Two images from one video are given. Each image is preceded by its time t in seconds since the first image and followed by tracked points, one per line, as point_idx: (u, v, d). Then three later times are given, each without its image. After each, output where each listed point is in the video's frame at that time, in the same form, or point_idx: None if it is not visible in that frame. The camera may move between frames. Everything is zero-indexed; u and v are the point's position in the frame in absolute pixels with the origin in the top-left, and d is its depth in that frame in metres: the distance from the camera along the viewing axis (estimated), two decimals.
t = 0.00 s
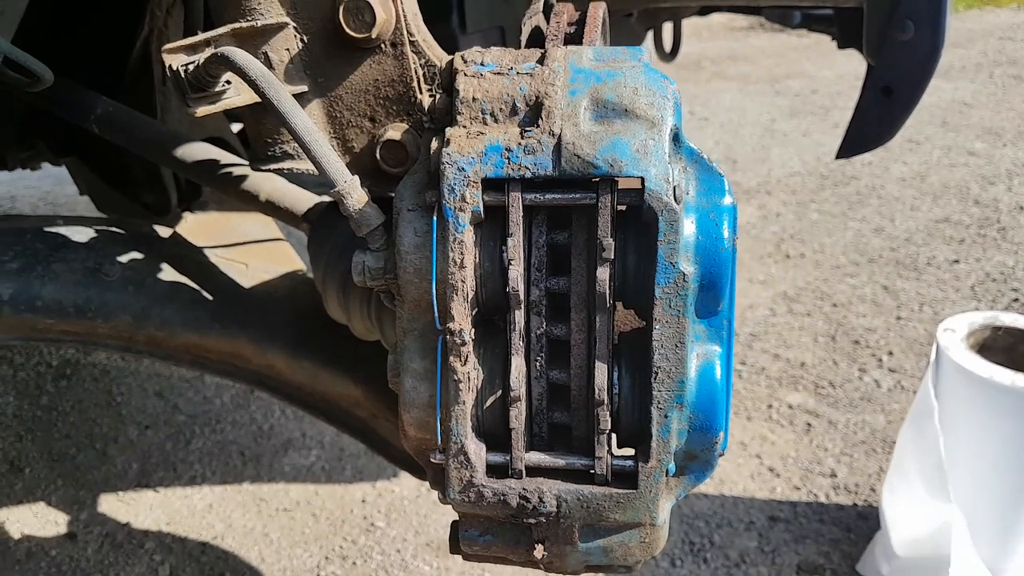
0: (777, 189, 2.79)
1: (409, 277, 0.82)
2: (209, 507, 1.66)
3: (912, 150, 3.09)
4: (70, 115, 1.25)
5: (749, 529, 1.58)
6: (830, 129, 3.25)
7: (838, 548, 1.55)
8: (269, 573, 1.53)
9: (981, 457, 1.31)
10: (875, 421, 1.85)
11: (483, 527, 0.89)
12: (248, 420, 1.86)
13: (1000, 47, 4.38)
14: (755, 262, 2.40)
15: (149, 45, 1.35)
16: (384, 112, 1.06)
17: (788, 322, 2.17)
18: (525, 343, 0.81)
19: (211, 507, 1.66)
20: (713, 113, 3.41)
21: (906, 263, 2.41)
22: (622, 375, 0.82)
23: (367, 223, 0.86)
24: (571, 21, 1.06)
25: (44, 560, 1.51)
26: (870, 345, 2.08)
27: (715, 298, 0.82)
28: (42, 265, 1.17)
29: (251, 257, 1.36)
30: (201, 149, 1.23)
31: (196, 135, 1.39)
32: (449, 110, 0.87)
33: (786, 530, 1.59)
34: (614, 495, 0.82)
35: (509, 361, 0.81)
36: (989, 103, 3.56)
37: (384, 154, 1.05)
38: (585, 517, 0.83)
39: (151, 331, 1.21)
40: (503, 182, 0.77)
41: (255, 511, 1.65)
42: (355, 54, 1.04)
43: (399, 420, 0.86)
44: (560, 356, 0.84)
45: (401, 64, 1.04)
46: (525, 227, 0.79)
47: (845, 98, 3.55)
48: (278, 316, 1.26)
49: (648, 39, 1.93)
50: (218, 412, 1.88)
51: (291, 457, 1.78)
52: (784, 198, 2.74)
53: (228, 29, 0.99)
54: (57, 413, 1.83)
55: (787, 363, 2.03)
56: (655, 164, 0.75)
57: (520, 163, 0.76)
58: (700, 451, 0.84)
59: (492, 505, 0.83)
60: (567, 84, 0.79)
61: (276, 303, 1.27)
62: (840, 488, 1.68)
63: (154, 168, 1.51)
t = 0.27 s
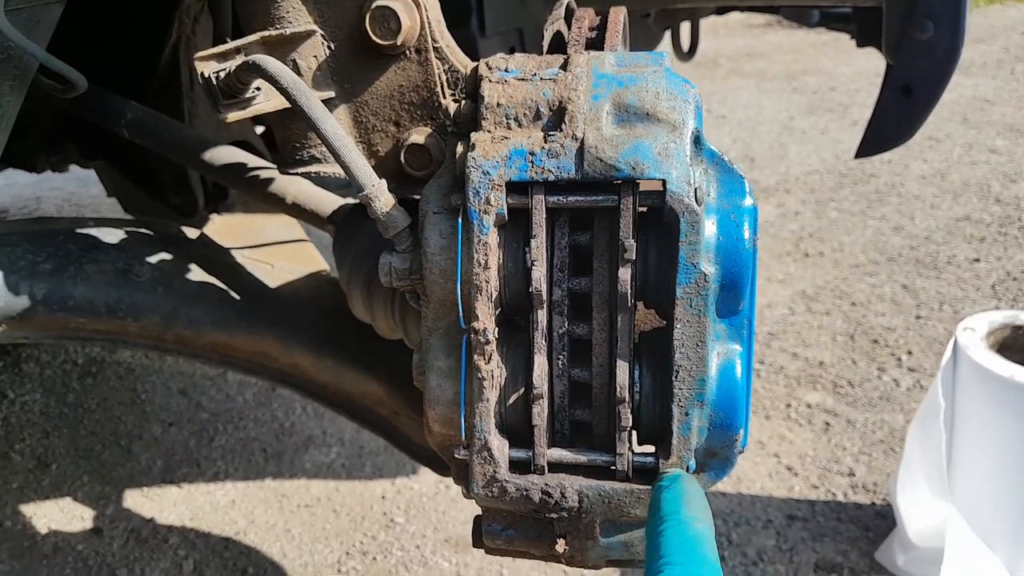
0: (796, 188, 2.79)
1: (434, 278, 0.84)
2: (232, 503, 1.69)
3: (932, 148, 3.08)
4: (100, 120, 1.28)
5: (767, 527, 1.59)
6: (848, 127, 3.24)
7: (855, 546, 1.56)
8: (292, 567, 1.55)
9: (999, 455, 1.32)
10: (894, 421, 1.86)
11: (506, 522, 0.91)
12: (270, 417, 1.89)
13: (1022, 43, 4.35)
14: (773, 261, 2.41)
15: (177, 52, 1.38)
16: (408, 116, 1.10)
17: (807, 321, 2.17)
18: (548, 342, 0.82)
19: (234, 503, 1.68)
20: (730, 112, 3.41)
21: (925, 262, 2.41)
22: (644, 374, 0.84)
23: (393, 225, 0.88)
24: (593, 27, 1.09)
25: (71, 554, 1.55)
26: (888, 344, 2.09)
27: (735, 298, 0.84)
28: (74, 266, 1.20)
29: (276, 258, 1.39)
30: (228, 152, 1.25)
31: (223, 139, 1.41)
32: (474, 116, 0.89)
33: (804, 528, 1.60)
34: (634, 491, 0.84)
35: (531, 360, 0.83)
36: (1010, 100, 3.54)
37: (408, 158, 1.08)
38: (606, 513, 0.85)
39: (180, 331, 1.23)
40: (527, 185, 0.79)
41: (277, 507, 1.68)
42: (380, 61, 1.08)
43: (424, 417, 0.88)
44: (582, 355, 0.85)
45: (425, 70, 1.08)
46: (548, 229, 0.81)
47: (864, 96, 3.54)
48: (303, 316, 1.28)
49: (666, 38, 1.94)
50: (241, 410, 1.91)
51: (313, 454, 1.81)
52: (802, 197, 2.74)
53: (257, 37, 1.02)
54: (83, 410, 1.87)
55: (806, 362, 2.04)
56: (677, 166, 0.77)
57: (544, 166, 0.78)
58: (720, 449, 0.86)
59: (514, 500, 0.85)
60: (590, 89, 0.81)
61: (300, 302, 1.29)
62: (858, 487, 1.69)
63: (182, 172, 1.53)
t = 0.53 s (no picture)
0: (809, 185, 2.79)
1: (445, 274, 0.85)
2: (247, 497, 1.70)
3: (947, 144, 3.07)
4: (117, 118, 1.30)
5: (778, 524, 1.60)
6: (863, 123, 3.23)
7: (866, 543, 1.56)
8: (305, 561, 1.57)
9: (1008, 451, 1.31)
10: (906, 418, 1.86)
11: (516, 515, 0.93)
12: (284, 412, 1.91)
13: None
14: (786, 258, 2.40)
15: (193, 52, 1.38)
16: (420, 115, 1.11)
17: (819, 318, 2.17)
18: (557, 338, 0.83)
19: (248, 497, 1.70)
20: (743, 108, 3.40)
21: (938, 259, 2.41)
22: (652, 369, 0.85)
23: (405, 223, 0.89)
24: (604, 26, 1.09)
25: (88, 547, 1.57)
26: (901, 342, 2.09)
27: (744, 295, 0.84)
28: (91, 262, 1.22)
29: (290, 254, 1.41)
30: (243, 150, 1.27)
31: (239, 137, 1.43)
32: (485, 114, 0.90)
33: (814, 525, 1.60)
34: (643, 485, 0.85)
35: (541, 356, 0.84)
36: None
37: (420, 155, 1.09)
38: (616, 507, 0.86)
39: (195, 326, 1.25)
40: (536, 182, 0.80)
41: (291, 501, 1.70)
42: (392, 61, 1.09)
43: (435, 412, 0.89)
44: (591, 351, 0.86)
45: (437, 69, 1.09)
46: (558, 226, 0.82)
47: (878, 92, 3.52)
48: (317, 312, 1.30)
49: (678, 35, 1.94)
50: (255, 405, 1.92)
51: (326, 449, 1.82)
52: (815, 194, 2.74)
53: (272, 37, 1.03)
54: (99, 404, 1.89)
55: (818, 359, 2.04)
56: (685, 163, 0.77)
57: (553, 164, 0.79)
58: (729, 444, 0.87)
59: (524, 494, 0.86)
60: (599, 88, 0.82)
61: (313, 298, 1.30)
62: (869, 484, 1.69)
63: (196, 170, 1.55)
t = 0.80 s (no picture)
0: (822, 184, 2.77)
1: (457, 269, 0.84)
2: (256, 492, 1.70)
3: (961, 144, 3.05)
4: (128, 112, 1.29)
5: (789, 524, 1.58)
6: (876, 123, 3.21)
7: (878, 545, 1.55)
8: (314, 556, 1.57)
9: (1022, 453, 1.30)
10: (918, 419, 1.84)
11: (527, 512, 0.92)
12: (294, 408, 1.90)
13: None
14: (798, 257, 2.39)
15: (205, 45, 1.39)
16: (433, 109, 1.10)
17: (832, 318, 2.16)
18: (570, 334, 0.83)
19: (257, 492, 1.70)
20: (756, 107, 3.38)
21: (952, 259, 2.39)
22: (666, 366, 0.84)
23: (418, 216, 0.88)
24: (619, 19, 1.09)
25: (97, 541, 1.57)
26: (914, 342, 2.07)
27: (760, 292, 0.83)
28: (102, 255, 1.22)
29: (301, 249, 1.40)
30: (255, 144, 1.27)
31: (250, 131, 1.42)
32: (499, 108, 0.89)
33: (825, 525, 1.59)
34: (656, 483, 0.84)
35: (553, 352, 0.84)
36: None
37: (432, 149, 1.09)
38: (628, 505, 0.85)
39: (206, 320, 1.25)
40: (551, 176, 0.79)
41: (300, 496, 1.70)
42: (406, 53, 1.08)
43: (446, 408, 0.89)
44: (605, 348, 0.85)
45: (450, 62, 1.08)
46: (572, 221, 0.81)
47: (891, 92, 3.50)
48: (328, 306, 1.29)
49: (692, 32, 1.92)
50: (264, 400, 1.92)
51: (335, 445, 1.82)
52: (828, 193, 2.72)
53: (284, 29, 1.03)
54: (109, 398, 1.89)
55: (830, 359, 2.02)
56: (702, 158, 0.77)
57: (568, 158, 0.78)
58: (742, 442, 0.86)
59: (535, 491, 0.86)
60: (615, 81, 0.81)
61: (324, 293, 1.30)
62: (881, 484, 1.68)
63: (207, 162, 1.55)
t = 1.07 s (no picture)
0: (830, 183, 2.76)
1: (467, 264, 0.84)
2: (263, 487, 1.71)
3: (970, 144, 3.04)
4: (139, 107, 1.30)
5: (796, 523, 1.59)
6: (885, 123, 3.20)
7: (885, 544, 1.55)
8: (320, 551, 1.57)
9: None
10: (925, 419, 1.84)
11: (534, 507, 0.92)
12: (301, 403, 1.91)
13: None
14: (806, 257, 2.38)
15: (216, 40, 1.39)
16: (443, 105, 1.11)
17: (839, 317, 2.15)
18: (579, 329, 0.83)
19: (264, 487, 1.71)
20: (765, 106, 3.38)
21: (960, 260, 2.38)
22: (675, 362, 0.84)
23: (428, 211, 0.88)
24: (630, 15, 1.09)
25: (104, 534, 1.57)
26: (922, 343, 2.07)
27: (769, 288, 0.83)
28: (113, 249, 1.22)
29: (310, 244, 1.41)
30: (266, 139, 1.27)
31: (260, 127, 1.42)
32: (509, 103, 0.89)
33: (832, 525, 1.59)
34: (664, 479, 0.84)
35: (562, 346, 0.84)
36: None
37: (442, 145, 1.08)
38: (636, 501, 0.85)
39: (215, 314, 1.26)
40: (561, 172, 0.79)
41: (306, 492, 1.70)
42: (417, 49, 1.08)
43: (455, 402, 0.89)
44: (613, 343, 0.85)
45: (461, 58, 1.08)
46: (582, 216, 0.81)
47: (900, 92, 3.49)
48: (336, 301, 1.29)
49: (701, 31, 1.92)
50: (272, 395, 1.93)
51: (342, 440, 1.83)
52: (836, 192, 2.71)
53: (295, 24, 1.02)
54: (117, 393, 1.90)
55: (837, 358, 2.02)
56: (712, 154, 0.77)
57: (578, 153, 0.78)
58: (750, 439, 0.86)
59: (543, 486, 0.86)
60: (626, 76, 0.81)
61: (333, 288, 1.30)
62: (887, 484, 1.68)
63: (218, 157, 1.55)
